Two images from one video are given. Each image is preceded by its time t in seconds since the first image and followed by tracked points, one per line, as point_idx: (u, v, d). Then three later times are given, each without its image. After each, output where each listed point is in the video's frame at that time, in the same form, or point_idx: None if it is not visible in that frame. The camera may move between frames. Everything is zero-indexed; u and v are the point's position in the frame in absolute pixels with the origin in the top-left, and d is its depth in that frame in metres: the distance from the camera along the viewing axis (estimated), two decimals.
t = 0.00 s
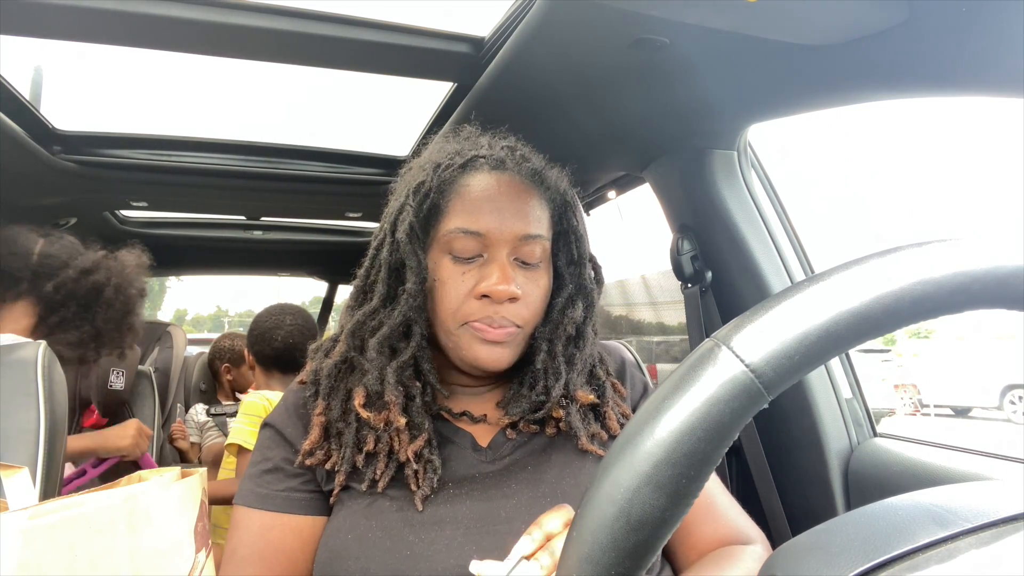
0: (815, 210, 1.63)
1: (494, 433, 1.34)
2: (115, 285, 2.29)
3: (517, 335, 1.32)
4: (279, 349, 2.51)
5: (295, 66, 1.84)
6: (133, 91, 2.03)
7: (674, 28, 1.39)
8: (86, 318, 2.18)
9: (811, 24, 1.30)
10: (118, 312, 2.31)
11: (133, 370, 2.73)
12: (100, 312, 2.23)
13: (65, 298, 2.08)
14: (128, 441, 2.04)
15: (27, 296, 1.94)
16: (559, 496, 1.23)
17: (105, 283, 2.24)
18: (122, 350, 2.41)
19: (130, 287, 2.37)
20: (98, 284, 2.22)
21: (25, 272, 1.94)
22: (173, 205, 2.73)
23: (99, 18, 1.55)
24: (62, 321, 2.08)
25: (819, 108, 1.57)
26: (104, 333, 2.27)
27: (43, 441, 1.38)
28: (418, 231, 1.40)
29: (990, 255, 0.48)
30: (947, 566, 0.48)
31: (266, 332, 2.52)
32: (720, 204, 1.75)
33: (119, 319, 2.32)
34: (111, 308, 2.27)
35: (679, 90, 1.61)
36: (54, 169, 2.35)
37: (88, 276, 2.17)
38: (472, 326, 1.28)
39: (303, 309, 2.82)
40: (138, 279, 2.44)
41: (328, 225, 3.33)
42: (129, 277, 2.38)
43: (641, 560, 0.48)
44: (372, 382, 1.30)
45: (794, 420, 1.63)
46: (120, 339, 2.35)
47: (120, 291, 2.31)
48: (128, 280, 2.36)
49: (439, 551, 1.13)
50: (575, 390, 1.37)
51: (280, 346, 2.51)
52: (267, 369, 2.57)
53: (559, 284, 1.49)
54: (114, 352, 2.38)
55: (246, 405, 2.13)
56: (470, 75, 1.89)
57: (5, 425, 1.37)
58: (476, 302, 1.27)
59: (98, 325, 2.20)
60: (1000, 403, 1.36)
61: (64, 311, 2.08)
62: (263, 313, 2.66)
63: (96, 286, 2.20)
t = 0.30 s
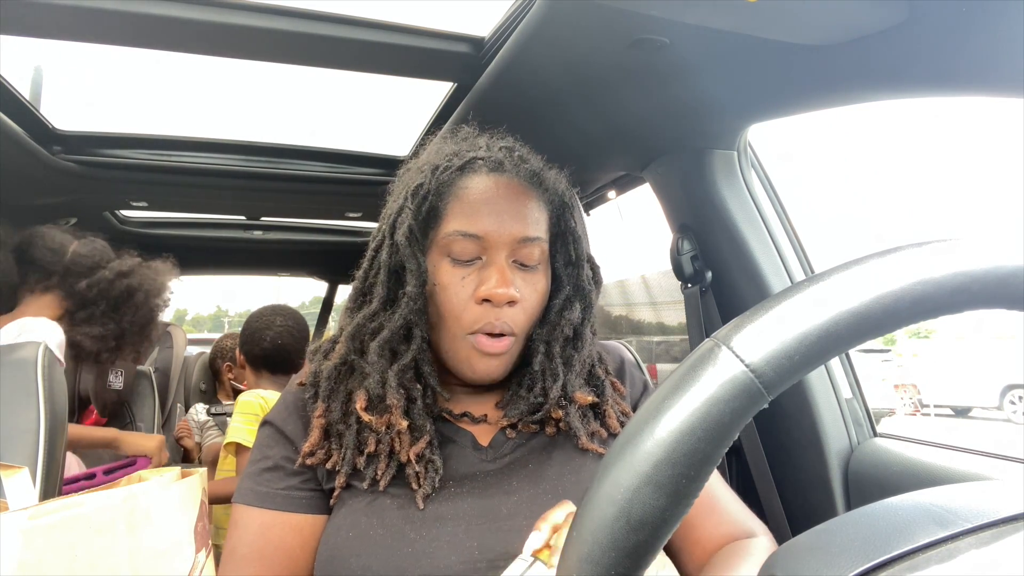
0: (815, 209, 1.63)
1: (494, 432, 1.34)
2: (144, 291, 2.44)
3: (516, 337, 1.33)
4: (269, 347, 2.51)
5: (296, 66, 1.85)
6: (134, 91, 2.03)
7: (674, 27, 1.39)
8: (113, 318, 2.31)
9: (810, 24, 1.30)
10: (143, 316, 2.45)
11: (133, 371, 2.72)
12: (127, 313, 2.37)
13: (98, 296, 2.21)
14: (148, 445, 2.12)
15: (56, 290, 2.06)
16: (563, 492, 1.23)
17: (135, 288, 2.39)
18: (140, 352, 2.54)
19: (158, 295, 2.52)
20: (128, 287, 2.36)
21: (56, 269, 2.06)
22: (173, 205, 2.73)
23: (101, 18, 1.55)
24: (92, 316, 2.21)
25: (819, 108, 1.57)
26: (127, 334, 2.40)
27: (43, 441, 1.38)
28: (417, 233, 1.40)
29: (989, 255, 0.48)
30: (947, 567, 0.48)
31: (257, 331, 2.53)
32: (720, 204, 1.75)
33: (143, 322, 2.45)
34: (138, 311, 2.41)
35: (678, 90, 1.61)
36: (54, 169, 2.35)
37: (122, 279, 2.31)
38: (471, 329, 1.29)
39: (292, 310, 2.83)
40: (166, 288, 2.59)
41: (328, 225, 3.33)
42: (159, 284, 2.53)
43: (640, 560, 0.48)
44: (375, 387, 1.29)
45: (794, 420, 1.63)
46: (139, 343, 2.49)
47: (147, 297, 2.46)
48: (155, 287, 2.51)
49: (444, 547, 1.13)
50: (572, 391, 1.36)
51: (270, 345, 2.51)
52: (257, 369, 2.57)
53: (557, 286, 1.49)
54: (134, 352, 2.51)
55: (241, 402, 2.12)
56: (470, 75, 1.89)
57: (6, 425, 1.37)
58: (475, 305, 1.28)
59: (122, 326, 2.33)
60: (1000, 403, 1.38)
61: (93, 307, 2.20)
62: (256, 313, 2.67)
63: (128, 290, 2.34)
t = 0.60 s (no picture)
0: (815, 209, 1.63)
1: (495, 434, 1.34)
2: (106, 295, 2.35)
3: (510, 337, 1.32)
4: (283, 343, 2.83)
5: (295, 66, 1.85)
6: (134, 91, 2.03)
7: (674, 27, 1.39)
8: (75, 323, 2.23)
9: (811, 24, 1.30)
10: (103, 321, 2.36)
11: (133, 371, 2.73)
12: (88, 318, 2.28)
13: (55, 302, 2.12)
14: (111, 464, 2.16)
15: (11, 295, 1.96)
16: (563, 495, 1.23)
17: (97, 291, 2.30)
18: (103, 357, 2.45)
19: (119, 298, 2.43)
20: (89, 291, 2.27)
21: (9, 273, 1.98)
22: (173, 205, 2.73)
23: (99, 18, 1.55)
24: (51, 325, 2.13)
25: (820, 108, 1.57)
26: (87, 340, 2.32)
27: (43, 441, 1.38)
28: (411, 234, 1.40)
29: (988, 254, 0.48)
30: (949, 566, 0.48)
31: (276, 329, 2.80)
32: (720, 204, 1.75)
33: (104, 327, 2.37)
34: (100, 316, 2.32)
35: (678, 89, 1.61)
36: (53, 169, 2.35)
37: (83, 282, 2.23)
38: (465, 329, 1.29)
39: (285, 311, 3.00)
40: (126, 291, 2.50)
41: (328, 225, 3.33)
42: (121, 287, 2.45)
43: (641, 560, 0.48)
44: (369, 386, 1.30)
45: (794, 420, 1.63)
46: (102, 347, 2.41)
47: (109, 301, 2.37)
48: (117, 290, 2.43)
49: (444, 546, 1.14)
50: (571, 392, 1.37)
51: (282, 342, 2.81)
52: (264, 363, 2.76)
53: (553, 286, 1.49)
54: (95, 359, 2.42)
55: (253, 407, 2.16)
56: (470, 75, 1.89)
57: (6, 424, 1.38)
58: (467, 304, 1.27)
59: (85, 330, 2.26)
60: (1000, 402, 1.37)
61: (53, 314, 2.12)
62: (251, 323, 2.77)
63: (89, 293, 2.25)
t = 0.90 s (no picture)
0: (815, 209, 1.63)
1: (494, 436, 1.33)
2: (80, 305, 2.26)
3: (490, 343, 1.29)
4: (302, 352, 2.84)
5: (294, 65, 1.85)
6: (134, 91, 2.03)
7: (674, 27, 1.39)
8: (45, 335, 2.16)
9: (811, 24, 1.30)
10: (80, 329, 2.27)
11: (133, 371, 2.74)
12: (61, 329, 2.20)
13: (23, 314, 2.10)
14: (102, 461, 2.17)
15: None
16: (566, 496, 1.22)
17: (70, 301, 2.22)
18: (81, 368, 2.35)
19: (97, 307, 2.34)
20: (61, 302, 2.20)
21: None
22: (172, 205, 2.73)
23: (99, 18, 1.55)
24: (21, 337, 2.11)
25: (820, 109, 1.57)
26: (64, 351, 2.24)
27: (43, 441, 1.38)
28: (390, 241, 1.43)
29: (989, 254, 0.48)
30: (949, 567, 0.48)
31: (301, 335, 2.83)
32: (721, 204, 1.75)
33: (81, 338, 2.28)
34: (74, 326, 2.23)
35: (679, 89, 1.61)
36: (53, 169, 2.35)
37: (53, 293, 2.18)
38: (442, 336, 1.27)
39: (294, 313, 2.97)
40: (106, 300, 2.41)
41: (328, 225, 3.33)
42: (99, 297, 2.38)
43: (641, 560, 0.48)
44: (355, 392, 1.28)
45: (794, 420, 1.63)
46: (80, 359, 2.32)
47: (85, 311, 2.28)
48: (95, 299, 2.34)
49: (444, 545, 1.14)
50: (561, 402, 1.33)
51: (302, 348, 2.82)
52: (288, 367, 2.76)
53: (540, 291, 1.43)
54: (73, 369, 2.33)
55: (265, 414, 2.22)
56: (471, 75, 1.89)
57: (6, 424, 1.38)
58: (440, 312, 1.26)
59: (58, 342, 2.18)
60: (1000, 403, 1.37)
61: (23, 326, 2.11)
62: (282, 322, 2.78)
63: (61, 304, 2.19)
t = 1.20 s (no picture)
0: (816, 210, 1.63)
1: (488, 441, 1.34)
2: (93, 335, 2.15)
3: (485, 345, 1.29)
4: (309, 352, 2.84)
5: (294, 66, 1.84)
6: (134, 91, 2.03)
7: (673, 28, 1.39)
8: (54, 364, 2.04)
9: (811, 24, 1.30)
10: (90, 361, 2.15)
11: (133, 370, 2.74)
12: (71, 359, 2.08)
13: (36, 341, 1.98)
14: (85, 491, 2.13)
15: None
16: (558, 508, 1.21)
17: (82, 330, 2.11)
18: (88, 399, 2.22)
19: (111, 338, 2.23)
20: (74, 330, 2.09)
21: None
22: (173, 206, 2.72)
23: (100, 18, 1.55)
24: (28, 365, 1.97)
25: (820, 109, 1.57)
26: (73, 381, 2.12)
27: (43, 441, 1.38)
28: (382, 244, 1.42)
29: (989, 255, 0.48)
30: (949, 567, 0.48)
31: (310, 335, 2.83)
32: (721, 203, 1.75)
33: (91, 369, 2.16)
34: (84, 357, 2.12)
35: (680, 90, 1.61)
36: (54, 169, 2.35)
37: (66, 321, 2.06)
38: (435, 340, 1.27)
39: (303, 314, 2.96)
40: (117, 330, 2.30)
41: (328, 225, 3.32)
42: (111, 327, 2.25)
43: (641, 560, 0.48)
44: (342, 399, 1.29)
45: (794, 420, 1.63)
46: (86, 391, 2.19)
47: (97, 341, 2.17)
48: (107, 328, 2.23)
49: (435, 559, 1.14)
50: (552, 404, 1.32)
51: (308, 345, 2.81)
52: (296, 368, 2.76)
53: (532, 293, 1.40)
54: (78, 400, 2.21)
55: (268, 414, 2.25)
56: (471, 75, 1.89)
57: (6, 424, 1.38)
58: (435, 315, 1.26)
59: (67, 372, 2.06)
60: (1001, 402, 1.41)
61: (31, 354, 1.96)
62: (294, 324, 2.78)
63: (73, 332, 2.07)
